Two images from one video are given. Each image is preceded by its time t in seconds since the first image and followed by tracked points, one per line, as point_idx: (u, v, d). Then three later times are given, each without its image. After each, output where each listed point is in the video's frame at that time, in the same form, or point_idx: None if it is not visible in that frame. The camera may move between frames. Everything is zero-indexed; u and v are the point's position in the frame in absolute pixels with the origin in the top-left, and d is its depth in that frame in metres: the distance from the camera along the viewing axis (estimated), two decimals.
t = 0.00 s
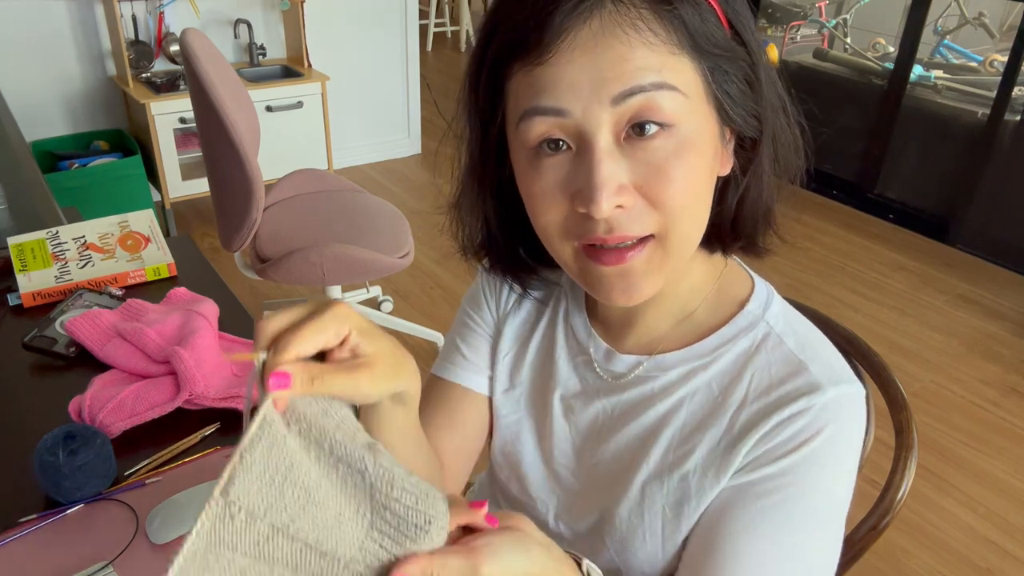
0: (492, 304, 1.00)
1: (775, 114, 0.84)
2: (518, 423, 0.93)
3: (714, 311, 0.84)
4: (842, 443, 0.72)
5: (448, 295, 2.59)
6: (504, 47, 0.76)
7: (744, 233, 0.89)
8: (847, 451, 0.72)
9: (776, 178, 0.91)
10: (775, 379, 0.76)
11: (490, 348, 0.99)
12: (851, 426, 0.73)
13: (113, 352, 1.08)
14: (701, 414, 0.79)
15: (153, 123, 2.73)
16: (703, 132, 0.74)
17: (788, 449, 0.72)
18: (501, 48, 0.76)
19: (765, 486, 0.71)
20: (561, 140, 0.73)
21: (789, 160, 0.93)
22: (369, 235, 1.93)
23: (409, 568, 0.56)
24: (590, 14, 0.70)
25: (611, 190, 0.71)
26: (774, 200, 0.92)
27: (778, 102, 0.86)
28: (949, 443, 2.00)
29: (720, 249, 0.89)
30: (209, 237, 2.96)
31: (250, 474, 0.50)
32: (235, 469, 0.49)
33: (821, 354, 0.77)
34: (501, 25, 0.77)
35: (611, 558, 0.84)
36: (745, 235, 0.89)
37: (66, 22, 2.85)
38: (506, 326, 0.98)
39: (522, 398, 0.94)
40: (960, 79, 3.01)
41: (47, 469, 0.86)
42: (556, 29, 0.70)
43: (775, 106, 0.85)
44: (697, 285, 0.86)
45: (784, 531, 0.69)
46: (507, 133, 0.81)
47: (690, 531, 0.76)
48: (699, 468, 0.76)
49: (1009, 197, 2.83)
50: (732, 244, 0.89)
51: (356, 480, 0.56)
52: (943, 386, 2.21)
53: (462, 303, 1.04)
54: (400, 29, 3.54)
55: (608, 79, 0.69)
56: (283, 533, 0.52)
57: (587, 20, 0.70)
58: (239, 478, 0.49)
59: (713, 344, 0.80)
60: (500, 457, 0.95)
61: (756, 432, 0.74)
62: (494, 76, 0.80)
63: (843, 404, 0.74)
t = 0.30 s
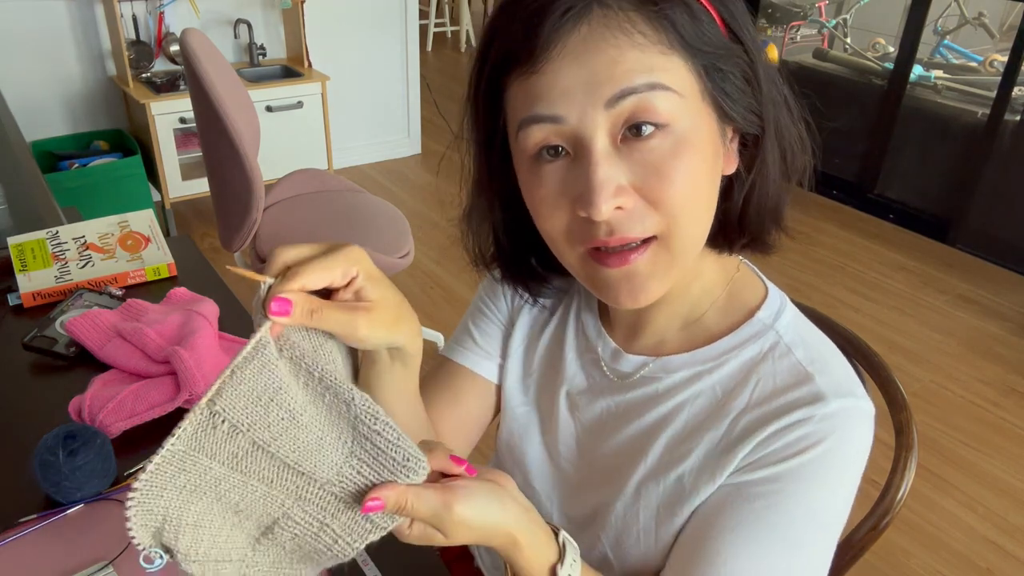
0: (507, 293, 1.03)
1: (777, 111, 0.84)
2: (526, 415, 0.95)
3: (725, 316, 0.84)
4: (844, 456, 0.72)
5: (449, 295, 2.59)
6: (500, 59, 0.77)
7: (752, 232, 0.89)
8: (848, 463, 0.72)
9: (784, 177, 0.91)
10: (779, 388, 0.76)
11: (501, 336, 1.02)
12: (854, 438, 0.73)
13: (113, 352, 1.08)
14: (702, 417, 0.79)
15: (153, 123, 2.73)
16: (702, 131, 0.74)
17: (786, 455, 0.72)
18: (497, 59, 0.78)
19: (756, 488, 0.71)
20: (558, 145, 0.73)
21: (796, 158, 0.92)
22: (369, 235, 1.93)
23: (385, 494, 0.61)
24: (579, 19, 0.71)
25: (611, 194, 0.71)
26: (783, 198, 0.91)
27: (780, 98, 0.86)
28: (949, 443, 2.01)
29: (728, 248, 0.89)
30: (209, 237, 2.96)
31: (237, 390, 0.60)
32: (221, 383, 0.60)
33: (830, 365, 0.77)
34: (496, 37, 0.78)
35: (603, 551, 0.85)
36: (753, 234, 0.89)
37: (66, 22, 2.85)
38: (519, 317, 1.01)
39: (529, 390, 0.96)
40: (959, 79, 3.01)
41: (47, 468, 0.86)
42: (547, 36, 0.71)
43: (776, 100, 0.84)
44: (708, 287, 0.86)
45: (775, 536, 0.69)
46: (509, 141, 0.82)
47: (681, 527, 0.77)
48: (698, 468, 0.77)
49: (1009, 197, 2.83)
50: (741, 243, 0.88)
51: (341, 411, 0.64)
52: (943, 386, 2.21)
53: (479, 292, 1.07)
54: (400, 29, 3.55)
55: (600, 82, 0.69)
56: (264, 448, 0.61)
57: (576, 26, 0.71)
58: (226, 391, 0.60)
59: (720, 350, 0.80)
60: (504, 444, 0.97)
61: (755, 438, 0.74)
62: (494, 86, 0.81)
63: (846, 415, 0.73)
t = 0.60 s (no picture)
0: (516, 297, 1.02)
1: (783, 112, 0.84)
2: (534, 417, 0.95)
3: (737, 322, 0.84)
4: (858, 464, 0.72)
5: (449, 295, 2.59)
6: (503, 85, 0.77)
7: (763, 235, 0.90)
8: (862, 471, 0.72)
9: (792, 177, 0.91)
10: (793, 395, 0.76)
11: (510, 339, 1.01)
12: (868, 446, 0.73)
13: (113, 352, 1.08)
14: (714, 423, 0.79)
15: (153, 123, 2.73)
16: (713, 142, 0.74)
17: (798, 463, 0.72)
18: (500, 84, 0.78)
19: (769, 495, 0.72)
20: (569, 169, 0.73)
21: (803, 154, 0.92)
22: (369, 235, 1.93)
23: (404, 505, 0.63)
24: (582, 45, 0.70)
25: (626, 216, 0.72)
26: (792, 197, 0.92)
27: (785, 96, 0.86)
28: (950, 443, 2.00)
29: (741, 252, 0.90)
30: (209, 237, 2.95)
31: (262, 401, 0.62)
32: (245, 395, 0.62)
33: (844, 373, 0.77)
34: (498, 62, 0.78)
35: (611, 554, 0.85)
36: (763, 236, 0.90)
37: (66, 22, 2.85)
38: (528, 322, 1.00)
39: (538, 393, 0.97)
40: (960, 79, 3.01)
41: (47, 469, 0.86)
42: (552, 62, 0.71)
43: (781, 100, 0.84)
44: (720, 292, 0.86)
45: (787, 543, 0.69)
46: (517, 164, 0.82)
47: (691, 532, 0.77)
48: (710, 474, 0.77)
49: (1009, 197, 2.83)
50: (753, 248, 0.90)
51: (361, 421, 0.67)
52: (943, 387, 2.21)
53: (486, 292, 1.06)
54: (400, 29, 3.55)
55: (607, 107, 0.69)
56: (286, 460, 0.63)
57: (580, 50, 0.70)
58: (250, 403, 0.62)
59: (733, 356, 0.80)
60: (509, 446, 0.98)
61: (768, 445, 0.74)
62: (499, 109, 0.81)
63: (861, 422, 0.73)
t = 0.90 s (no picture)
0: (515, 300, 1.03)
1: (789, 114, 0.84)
2: (537, 421, 0.95)
3: (740, 323, 0.84)
4: (864, 463, 0.72)
5: (449, 295, 2.59)
6: (510, 83, 0.77)
7: (767, 238, 0.90)
8: (868, 471, 0.72)
9: (796, 179, 0.91)
10: (798, 396, 0.76)
11: (511, 342, 1.02)
12: (874, 445, 0.73)
13: (113, 352, 1.08)
14: (719, 425, 0.79)
15: (153, 123, 2.73)
16: (721, 142, 0.74)
17: (805, 464, 0.72)
18: (507, 83, 0.77)
19: (777, 497, 0.72)
20: (577, 168, 0.73)
21: (807, 156, 0.92)
22: (369, 235, 1.93)
23: (418, 509, 0.64)
24: (592, 43, 0.70)
25: (633, 215, 0.72)
26: (797, 199, 0.92)
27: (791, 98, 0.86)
28: (950, 443, 2.00)
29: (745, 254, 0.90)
30: (209, 237, 2.95)
31: (280, 408, 0.61)
32: (264, 400, 0.60)
33: (848, 373, 0.77)
34: (505, 60, 0.78)
35: (616, 557, 0.85)
36: (768, 238, 0.90)
37: (66, 22, 2.85)
38: (529, 325, 1.01)
39: (541, 397, 0.97)
40: (960, 79, 3.01)
41: (47, 469, 0.86)
42: (562, 60, 0.71)
43: (788, 102, 0.84)
44: (723, 292, 0.86)
45: (794, 544, 0.69)
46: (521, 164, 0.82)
47: (697, 535, 0.77)
48: (716, 477, 0.77)
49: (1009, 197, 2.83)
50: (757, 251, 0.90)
51: (375, 427, 0.66)
52: (943, 387, 2.21)
53: (486, 293, 1.06)
54: (400, 29, 3.55)
55: (617, 105, 0.69)
56: (304, 467, 0.63)
57: (590, 48, 0.70)
58: (270, 409, 0.60)
59: (738, 357, 0.80)
60: (511, 449, 0.98)
61: (774, 446, 0.74)
62: (505, 108, 0.81)
63: (866, 422, 0.73)
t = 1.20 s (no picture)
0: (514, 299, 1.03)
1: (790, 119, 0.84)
2: (536, 420, 0.95)
3: (737, 321, 0.84)
4: (863, 460, 0.72)
5: (449, 295, 2.59)
6: (511, 83, 0.77)
7: (763, 241, 0.90)
8: (867, 467, 0.72)
9: (795, 182, 0.91)
10: (797, 394, 0.76)
11: (510, 342, 1.02)
12: (873, 442, 0.73)
13: (113, 352, 1.08)
14: (718, 423, 0.80)
15: (153, 123, 2.73)
16: (720, 147, 0.74)
17: (806, 462, 0.72)
18: (508, 84, 0.78)
19: (778, 495, 0.72)
20: (576, 170, 0.73)
21: (806, 159, 0.92)
22: (369, 235, 1.93)
23: (422, 507, 0.64)
24: (594, 46, 0.70)
25: (631, 218, 0.72)
26: (795, 203, 0.92)
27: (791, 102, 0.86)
28: (950, 443, 2.01)
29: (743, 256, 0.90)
30: (209, 237, 2.95)
31: (293, 408, 0.60)
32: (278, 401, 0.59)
33: (846, 370, 0.77)
34: (505, 61, 0.78)
35: (616, 557, 0.85)
36: (765, 242, 0.90)
37: (66, 23, 2.85)
38: (528, 324, 1.01)
39: (540, 396, 0.97)
40: (959, 79, 3.01)
41: (47, 469, 0.86)
42: (563, 62, 0.71)
43: (788, 106, 0.84)
44: (719, 292, 0.86)
45: (794, 541, 0.69)
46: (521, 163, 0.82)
47: (698, 533, 0.77)
48: (716, 475, 0.77)
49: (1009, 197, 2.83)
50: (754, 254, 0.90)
51: (381, 427, 0.66)
52: (943, 386, 2.21)
53: (487, 289, 1.06)
54: (400, 29, 3.55)
55: (617, 108, 0.69)
56: (314, 468, 0.62)
57: (592, 52, 0.70)
58: (283, 408, 0.60)
59: (736, 355, 0.80)
60: (511, 449, 0.98)
61: (774, 444, 0.74)
62: (505, 109, 0.81)
63: (865, 419, 0.73)
